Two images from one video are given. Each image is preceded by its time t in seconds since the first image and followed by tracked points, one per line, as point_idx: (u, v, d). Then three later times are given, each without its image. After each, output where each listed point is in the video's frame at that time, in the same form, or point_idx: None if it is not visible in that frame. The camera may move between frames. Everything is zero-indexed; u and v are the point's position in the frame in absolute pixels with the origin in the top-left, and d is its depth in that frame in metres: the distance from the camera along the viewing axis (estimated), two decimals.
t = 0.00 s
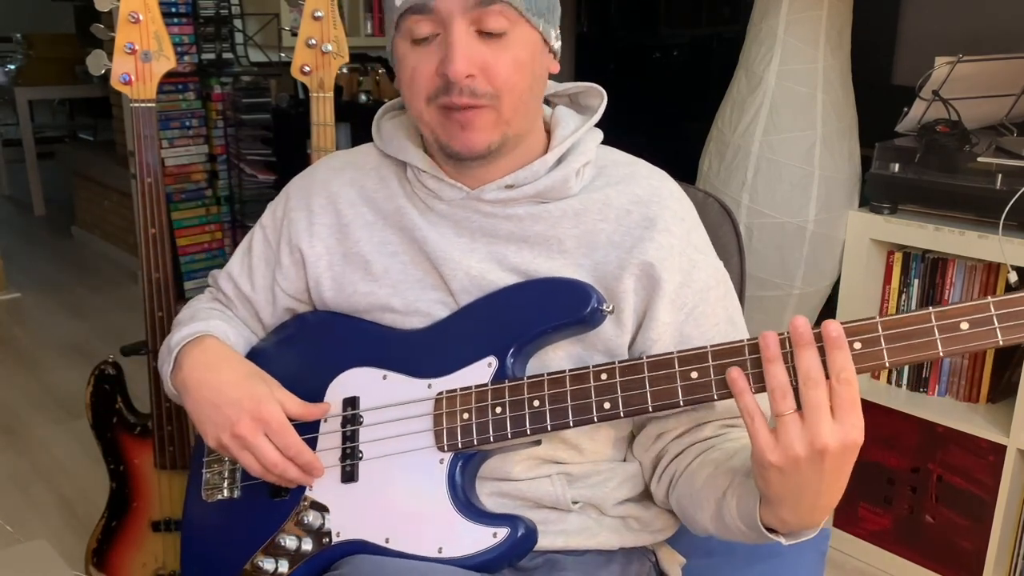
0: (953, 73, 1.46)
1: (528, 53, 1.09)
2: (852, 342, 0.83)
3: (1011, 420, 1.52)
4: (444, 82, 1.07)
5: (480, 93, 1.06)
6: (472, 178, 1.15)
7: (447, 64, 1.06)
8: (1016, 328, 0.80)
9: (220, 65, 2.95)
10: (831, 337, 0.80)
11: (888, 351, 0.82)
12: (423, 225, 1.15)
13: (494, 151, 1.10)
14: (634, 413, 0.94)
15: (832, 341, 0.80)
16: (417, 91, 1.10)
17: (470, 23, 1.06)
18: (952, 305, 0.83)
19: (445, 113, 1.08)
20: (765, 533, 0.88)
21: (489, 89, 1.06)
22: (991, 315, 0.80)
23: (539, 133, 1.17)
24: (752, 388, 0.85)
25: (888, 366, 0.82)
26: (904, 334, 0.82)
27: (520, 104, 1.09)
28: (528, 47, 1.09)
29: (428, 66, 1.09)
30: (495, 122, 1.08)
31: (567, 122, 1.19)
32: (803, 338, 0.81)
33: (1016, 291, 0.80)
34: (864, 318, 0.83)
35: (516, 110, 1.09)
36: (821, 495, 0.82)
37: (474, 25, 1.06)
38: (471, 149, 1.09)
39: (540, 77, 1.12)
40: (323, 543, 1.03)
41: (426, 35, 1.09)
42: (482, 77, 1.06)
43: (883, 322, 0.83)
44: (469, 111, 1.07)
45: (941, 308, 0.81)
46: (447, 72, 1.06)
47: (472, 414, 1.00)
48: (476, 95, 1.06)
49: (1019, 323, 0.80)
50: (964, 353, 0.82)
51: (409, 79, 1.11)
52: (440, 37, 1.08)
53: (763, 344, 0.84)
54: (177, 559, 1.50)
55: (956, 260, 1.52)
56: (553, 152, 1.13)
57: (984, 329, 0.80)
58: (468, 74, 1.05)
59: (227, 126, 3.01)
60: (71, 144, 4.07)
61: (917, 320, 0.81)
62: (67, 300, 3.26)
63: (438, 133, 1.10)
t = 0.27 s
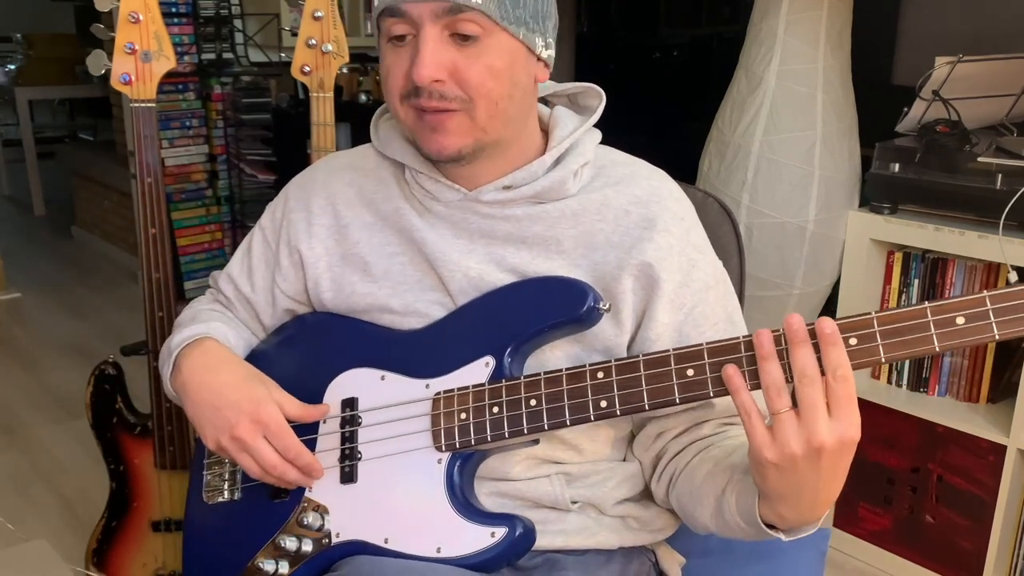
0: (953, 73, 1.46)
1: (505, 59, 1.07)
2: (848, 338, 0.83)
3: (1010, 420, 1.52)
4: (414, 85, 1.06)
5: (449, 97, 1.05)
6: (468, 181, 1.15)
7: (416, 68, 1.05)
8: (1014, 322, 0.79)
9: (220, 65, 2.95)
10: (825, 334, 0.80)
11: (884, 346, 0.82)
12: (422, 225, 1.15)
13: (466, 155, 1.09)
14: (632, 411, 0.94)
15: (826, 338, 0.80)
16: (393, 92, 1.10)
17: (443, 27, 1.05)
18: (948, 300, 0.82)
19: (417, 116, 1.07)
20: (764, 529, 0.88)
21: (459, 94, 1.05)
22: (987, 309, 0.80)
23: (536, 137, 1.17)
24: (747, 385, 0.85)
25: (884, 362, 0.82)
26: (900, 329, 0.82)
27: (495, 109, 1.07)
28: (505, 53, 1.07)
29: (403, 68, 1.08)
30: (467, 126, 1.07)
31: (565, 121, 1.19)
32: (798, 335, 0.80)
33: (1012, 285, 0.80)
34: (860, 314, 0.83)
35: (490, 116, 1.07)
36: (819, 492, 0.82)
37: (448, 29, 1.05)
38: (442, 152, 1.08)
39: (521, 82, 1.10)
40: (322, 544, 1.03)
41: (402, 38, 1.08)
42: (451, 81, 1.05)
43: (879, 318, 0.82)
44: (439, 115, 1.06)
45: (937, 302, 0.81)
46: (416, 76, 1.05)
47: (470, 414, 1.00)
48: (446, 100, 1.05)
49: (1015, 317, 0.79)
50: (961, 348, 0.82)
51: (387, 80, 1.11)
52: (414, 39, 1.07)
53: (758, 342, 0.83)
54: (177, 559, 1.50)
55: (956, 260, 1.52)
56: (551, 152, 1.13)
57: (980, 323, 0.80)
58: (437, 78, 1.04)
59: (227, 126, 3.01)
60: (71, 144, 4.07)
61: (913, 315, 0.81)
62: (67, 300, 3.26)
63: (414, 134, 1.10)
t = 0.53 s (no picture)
0: (953, 74, 1.46)
1: (489, 62, 1.06)
2: (845, 338, 0.83)
3: (1010, 420, 1.52)
4: (399, 88, 1.06)
5: (432, 101, 1.05)
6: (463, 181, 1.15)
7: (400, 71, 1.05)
8: (1012, 321, 0.79)
9: (220, 65, 2.94)
10: (822, 335, 0.79)
11: (881, 346, 0.82)
12: (421, 225, 1.15)
13: (452, 157, 1.09)
14: (629, 412, 0.93)
15: (823, 339, 0.79)
16: (381, 94, 1.10)
17: (426, 30, 1.05)
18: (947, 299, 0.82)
19: (402, 118, 1.08)
20: (761, 528, 0.88)
21: (442, 97, 1.05)
22: (985, 309, 0.79)
23: (533, 137, 1.18)
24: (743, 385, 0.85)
25: (881, 361, 0.82)
26: (896, 329, 0.81)
27: (478, 112, 1.07)
28: (488, 56, 1.06)
29: (388, 70, 1.08)
30: (451, 129, 1.07)
31: (563, 121, 1.19)
32: (795, 336, 0.80)
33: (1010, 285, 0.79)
34: (857, 313, 0.83)
35: (473, 119, 1.07)
36: (816, 492, 0.83)
37: (431, 32, 1.05)
38: (428, 154, 1.09)
39: (506, 84, 1.09)
40: (322, 544, 1.03)
41: (388, 40, 1.08)
42: (434, 85, 1.04)
43: (876, 318, 0.82)
44: (423, 118, 1.06)
45: (935, 302, 0.81)
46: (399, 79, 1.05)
47: (468, 415, 1.00)
48: (428, 103, 1.05)
49: (1014, 317, 0.79)
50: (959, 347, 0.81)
51: (376, 81, 1.11)
52: (399, 42, 1.07)
53: (754, 343, 0.83)
54: (177, 559, 1.50)
55: (956, 260, 1.52)
56: (548, 152, 1.13)
57: (977, 323, 0.79)
58: (420, 82, 1.04)
59: (227, 126, 3.01)
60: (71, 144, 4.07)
61: (910, 315, 0.81)
62: (67, 300, 3.26)
63: (401, 135, 1.10)
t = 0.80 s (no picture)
0: (953, 74, 1.46)
1: (493, 57, 1.07)
2: (840, 328, 0.83)
3: (1010, 420, 1.52)
4: (404, 83, 1.06)
5: (438, 96, 1.05)
6: (461, 180, 1.15)
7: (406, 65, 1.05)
8: (1007, 309, 0.79)
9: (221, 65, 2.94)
10: (816, 328, 0.79)
11: (876, 336, 0.82)
12: (420, 224, 1.15)
13: (456, 153, 1.09)
14: (625, 406, 0.93)
15: (817, 332, 0.79)
16: (384, 92, 1.10)
17: (431, 26, 1.05)
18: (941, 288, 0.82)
19: (407, 113, 1.07)
20: (759, 520, 0.88)
21: (448, 91, 1.05)
22: (979, 297, 0.79)
23: (530, 134, 1.18)
24: (739, 377, 0.84)
25: (876, 351, 0.82)
26: (891, 318, 0.81)
27: (483, 108, 1.07)
28: (492, 51, 1.07)
29: (392, 67, 1.08)
30: (457, 124, 1.07)
31: (559, 119, 1.19)
32: (790, 328, 0.80)
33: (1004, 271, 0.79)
34: (852, 304, 0.83)
35: (479, 115, 1.07)
36: (814, 483, 0.83)
37: (436, 27, 1.05)
38: (432, 150, 1.08)
39: (509, 80, 1.10)
40: (322, 544, 1.03)
41: (392, 37, 1.08)
42: (441, 79, 1.05)
43: (870, 307, 0.82)
44: (428, 114, 1.06)
45: (929, 291, 0.81)
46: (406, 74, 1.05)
47: (466, 412, 1.00)
48: (434, 98, 1.05)
49: (1008, 304, 0.79)
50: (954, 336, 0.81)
51: (379, 78, 1.11)
52: (404, 38, 1.07)
53: (749, 337, 0.83)
54: (177, 559, 1.50)
55: (956, 260, 1.52)
56: (544, 149, 1.13)
57: (972, 311, 0.79)
58: (426, 76, 1.04)
59: (227, 126, 3.01)
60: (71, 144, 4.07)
61: (904, 304, 0.81)
62: (67, 300, 3.26)
63: (404, 132, 1.10)
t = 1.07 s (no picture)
0: (953, 74, 1.46)
1: (496, 53, 1.08)
2: (836, 321, 0.83)
3: (1010, 420, 1.52)
4: (408, 80, 1.07)
5: (443, 91, 1.06)
6: (459, 179, 1.15)
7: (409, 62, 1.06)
8: (1004, 299, 0.79)
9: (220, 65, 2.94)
10: (811, 321, 0.79)
11: (872, 328, 0.82)
12: (419, 224, 1.15)
13: (461, 150, 1.10)
14: (623, 402, 0.93)
15: (814, 325, 0.79)
16: (387, 90, 1.11)
17: (434, 22, 1.06)
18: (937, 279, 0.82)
19: (411, 110, 1.08)
20: (760, 514, 0.88)
21: (453, 87, 1.06)
22: (975, 286, 0.79)
23: (528, 133, 1.17)
24: (737, 371, 0.84)
25: (873, 344, 0.82)
26: (887, 309, 0.81)
27: (488, 104, 1.08)
28: (496, 46, 1.07)
29: (395, 64, 1.09)
30: (463, 120, 1.08)
31: (557, 118, 1.19)
32: (786, 321, 0.80)
33: (999, 261, 0.79)
34: (848, 296, 0.83)
35: (483, 110, 1.08)
36: (813, 476, 0.83)
37: (439, 23, 1.06)
38: (437, 148, 1.09)
39: (513, 76, 1.11)
40: (322, 544, 1.03)
41: (394, 34, 1.09)
42: (445, 75, 1.05)
43: (867, 299, 0.82)
44: (433, 110, 1.07)
45: (924, 282, 0.81)
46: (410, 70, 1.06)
47: (464, 411, 1.00)
48: (440, 93, 1.06)
49: (1004, 293, 0.78)
50: (952, 327, 0.81)
51: (382, 77, 1.12)
52: (406, 35, 1.08)
53: (745, 331, 0.83)
54: (177, 559, 1.50)
55: (956, 260, 1.52)
56: (542, 148, 1.13)
57: (968, 301, 0.79)
58: (431, 71, 1.05)
59: (227, 126, 3.01)
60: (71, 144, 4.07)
61: (900, 295, 0.81)
62: (67, 300, 3.26)
63: (408, 130, 1.10)
